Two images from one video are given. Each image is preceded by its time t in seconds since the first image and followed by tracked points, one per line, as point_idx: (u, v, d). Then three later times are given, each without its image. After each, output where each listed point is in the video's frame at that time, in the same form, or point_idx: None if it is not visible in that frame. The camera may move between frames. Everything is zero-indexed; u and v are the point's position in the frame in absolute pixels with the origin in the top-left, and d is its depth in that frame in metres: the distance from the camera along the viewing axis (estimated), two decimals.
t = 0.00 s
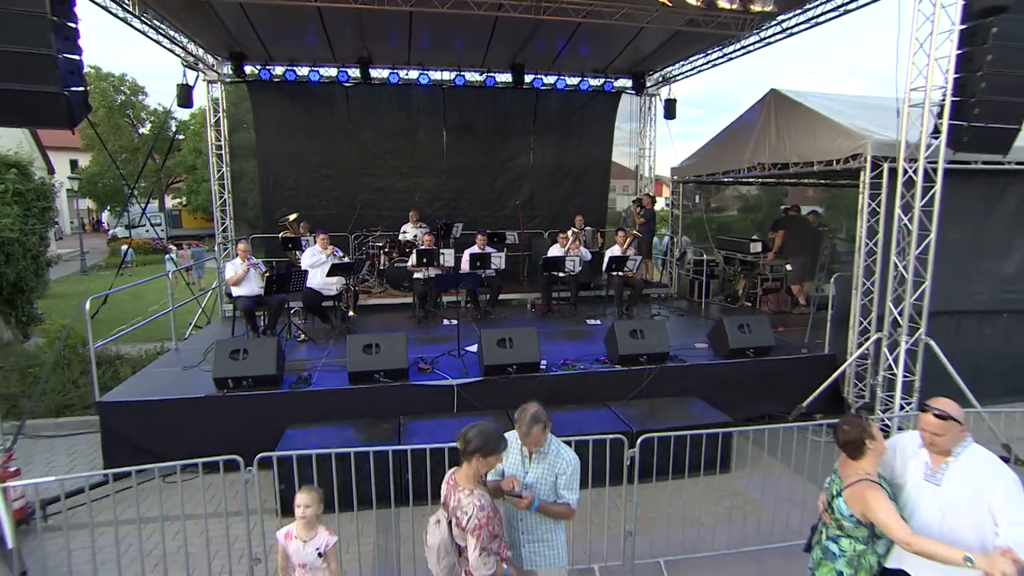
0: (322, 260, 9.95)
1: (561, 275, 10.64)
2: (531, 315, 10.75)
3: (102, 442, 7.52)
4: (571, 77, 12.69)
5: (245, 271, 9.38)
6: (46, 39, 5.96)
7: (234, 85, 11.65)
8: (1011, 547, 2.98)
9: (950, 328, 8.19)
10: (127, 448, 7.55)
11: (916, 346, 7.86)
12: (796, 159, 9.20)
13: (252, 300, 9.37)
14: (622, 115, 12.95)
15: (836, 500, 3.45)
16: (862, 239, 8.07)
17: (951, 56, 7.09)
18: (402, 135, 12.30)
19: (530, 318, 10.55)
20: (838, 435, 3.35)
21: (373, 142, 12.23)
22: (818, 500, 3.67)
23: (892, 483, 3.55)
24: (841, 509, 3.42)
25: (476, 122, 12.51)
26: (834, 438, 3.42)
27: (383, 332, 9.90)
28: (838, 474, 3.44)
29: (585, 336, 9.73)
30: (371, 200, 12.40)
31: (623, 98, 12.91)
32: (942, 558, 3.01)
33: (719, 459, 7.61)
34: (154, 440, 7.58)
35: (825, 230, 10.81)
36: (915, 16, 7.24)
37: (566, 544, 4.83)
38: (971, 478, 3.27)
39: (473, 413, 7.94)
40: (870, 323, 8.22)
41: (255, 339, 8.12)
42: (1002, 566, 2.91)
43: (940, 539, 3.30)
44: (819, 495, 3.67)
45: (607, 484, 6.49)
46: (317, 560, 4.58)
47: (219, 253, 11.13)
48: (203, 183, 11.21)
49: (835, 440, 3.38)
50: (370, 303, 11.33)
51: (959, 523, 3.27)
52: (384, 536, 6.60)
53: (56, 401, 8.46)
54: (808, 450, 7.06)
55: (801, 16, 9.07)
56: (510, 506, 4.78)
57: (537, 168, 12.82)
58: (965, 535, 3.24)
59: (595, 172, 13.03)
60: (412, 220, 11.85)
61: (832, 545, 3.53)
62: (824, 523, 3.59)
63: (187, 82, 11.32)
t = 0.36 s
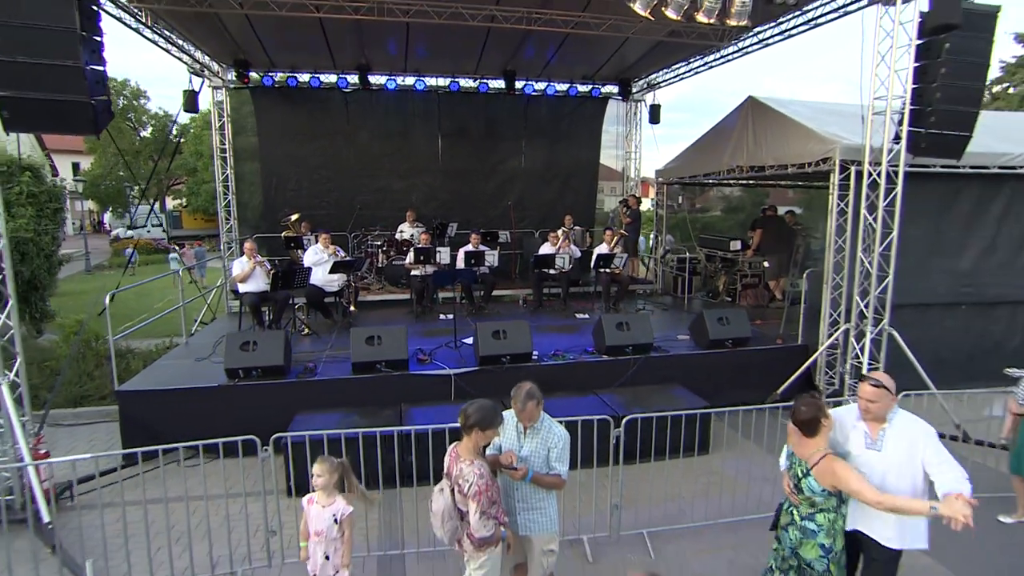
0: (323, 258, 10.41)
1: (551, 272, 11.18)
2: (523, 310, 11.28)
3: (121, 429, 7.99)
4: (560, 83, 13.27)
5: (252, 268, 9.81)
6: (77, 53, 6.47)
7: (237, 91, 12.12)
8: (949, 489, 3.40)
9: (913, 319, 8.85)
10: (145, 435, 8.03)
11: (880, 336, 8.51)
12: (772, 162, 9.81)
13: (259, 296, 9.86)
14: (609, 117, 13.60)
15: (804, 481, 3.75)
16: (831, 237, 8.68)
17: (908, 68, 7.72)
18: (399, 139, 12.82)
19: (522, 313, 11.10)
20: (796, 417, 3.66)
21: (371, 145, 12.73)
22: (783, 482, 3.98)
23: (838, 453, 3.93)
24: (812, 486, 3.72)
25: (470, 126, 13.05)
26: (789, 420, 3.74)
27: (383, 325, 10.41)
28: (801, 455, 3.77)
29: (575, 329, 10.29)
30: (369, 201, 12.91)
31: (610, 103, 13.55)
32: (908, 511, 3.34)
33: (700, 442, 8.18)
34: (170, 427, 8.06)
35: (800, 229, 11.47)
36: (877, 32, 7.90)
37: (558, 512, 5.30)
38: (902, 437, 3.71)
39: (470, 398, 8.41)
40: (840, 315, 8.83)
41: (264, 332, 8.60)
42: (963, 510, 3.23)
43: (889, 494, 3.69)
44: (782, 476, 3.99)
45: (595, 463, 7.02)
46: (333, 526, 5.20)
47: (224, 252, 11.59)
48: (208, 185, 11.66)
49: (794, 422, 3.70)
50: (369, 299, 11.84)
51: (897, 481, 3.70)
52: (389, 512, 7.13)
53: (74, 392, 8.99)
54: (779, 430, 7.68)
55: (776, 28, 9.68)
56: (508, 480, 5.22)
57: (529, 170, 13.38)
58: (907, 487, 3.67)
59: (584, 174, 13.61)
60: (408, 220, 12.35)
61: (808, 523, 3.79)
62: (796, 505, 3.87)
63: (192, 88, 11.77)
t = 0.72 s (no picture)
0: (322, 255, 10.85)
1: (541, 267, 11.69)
2: (515, 303, 11.79)
3: (134, 417, 8.39)
4: (549, 87, 13.79)
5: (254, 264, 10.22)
6: (96, 61, 6.90)
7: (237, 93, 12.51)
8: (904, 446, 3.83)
9: (878, 309, 9.48)
10: (157, 422, 8.44)
11: (848, 325, 9.12)
12: (749, 162, 10.40)
13: (262, 290, 10.28)
14: (595, 120, 14.14)
15: (787, 466, 3.79)
16: (804, 233, 9.25)
17: (873, 76, 8.31)
18: (394, 140, 13.29)
19: (514, 306, 11.61)
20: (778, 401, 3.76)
21: (366, 146, 13.18)
22: (750, 475, 3.97)
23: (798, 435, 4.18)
24: (795, 469, 3.77)
25: (463, 128, 13.54)
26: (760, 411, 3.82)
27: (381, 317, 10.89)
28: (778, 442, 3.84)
29: (564, 321, 10.82)
30: (364, 200, 13.35)
31: (596, 106, 14.10)
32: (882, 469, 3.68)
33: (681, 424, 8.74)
34: (181, 414, 8.48)
35: (776, 226, 12.17)
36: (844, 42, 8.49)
37: (549, 484, 5.72)
38: (852, 409, 4.12)
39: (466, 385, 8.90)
40: (812, 307, 9.42)
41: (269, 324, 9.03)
42: (927, 454, 3.60)
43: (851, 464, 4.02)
44: (749, 470, 3.97)
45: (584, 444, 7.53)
46: (343, 497, 5.66)
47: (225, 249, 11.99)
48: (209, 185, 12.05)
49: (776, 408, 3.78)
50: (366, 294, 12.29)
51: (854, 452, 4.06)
52: (391, 491, 7.61)
53: (85, 383, 9.37)
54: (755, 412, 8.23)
55: (751, 37, 10.26)
56: (505, 454, 5.63)
57: (519, 170, 13.90)
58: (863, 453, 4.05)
59: (572, 173, 14.16)
60: (403, 218, 12.81)
61: (792, 509, 3.81)
62: (774, 495, 3.84)
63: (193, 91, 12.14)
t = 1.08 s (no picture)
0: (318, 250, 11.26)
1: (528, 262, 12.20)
2: (503, 296, 12.33)
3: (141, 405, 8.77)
4: (535, 88, 14.30)
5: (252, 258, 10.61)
6: (107, 65, 7.28)
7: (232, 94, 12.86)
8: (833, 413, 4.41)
9: (844, 299, 10.13)
10: (163, 409, 8.83)
11: (816, 313, 9.75)
12: (725, 161, 11.00)
13: (260, 284, 10.69)
14: (579, 120, 14.68)
15: (743, 441, 4.03)
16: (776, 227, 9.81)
17: (838, 81, 8.92)
18: (385, 140, 13.73)
19: (502, 299, 12.13)
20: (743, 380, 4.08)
21: (358, 145, 13.60)
22: (707, 449, 4.15)
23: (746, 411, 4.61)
24: (751, 444, 4.04)
25: (451, 129, 14.02)
26: (729, 388, 4.11)
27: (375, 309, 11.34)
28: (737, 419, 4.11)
29: (550, 312, 11.36)
30: (356, 198, 13.77)
31: (580, 107, 14.65)
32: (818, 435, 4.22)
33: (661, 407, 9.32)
34: (187, 402, 8.88)
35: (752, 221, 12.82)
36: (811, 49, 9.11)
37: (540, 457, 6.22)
38: (791, 386, 4.64)
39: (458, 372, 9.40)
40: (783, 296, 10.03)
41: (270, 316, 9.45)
42: (855, 416, 4.19)
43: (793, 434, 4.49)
44: (706, 443, 4.15)
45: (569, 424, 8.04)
46: (349, 472, 6.11)
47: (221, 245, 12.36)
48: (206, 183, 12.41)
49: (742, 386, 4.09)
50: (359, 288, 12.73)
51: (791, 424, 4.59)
52: (389, 471, 8.09)
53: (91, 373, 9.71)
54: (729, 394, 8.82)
55: (726, 42, 10.85)
56: (498, 429, 6.10)
57: (506, 169, 14.41)
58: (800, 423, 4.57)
59: (557, 172, 14.70)
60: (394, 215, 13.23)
61: (742, 481, 4.05)
62: (729, 467, 4.06)
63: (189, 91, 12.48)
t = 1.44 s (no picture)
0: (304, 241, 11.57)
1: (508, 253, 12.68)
2: (485, 285, 12.88)
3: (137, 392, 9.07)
4: (513, 86, 14.79)
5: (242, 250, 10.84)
6: (105, 63, 7.57)
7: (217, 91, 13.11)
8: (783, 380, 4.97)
9: (805, 285, 10.81)
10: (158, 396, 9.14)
11: (779, 299, 10.39)
12: (695, 157, 11.61)
13: (250, 275, 11.00)
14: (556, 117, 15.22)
15: (703, 413, 4.46)
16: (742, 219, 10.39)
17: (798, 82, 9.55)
18: (368, 136, 14.10)
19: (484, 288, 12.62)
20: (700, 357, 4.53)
21: (342, 141, 13.95)
22: (671, 426, 4.55)
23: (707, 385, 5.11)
24: (710, 414, 4.48)
25: (433, 125, 14.44)
26: (690, 364, 4.55)
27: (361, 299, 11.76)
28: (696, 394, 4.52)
29: (530, 301, 11.88)
30: (340, 192, 14.12)
31: (557, 104, 15.18)
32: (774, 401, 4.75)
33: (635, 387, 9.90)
34: (181, 389, 9.20)
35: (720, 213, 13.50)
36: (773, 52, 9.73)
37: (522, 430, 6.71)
38: (743, 358, 5.20)
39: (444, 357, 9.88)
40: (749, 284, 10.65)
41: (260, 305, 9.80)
42: (802, 378, 4.75)
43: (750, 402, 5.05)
44: (671, 421, 4.55)
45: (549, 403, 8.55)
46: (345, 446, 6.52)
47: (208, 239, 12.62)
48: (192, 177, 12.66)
49: (699, 363, 4.53)
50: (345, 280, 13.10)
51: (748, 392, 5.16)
52: (379, 450, 8.53)
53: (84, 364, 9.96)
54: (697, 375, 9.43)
55: (695, 44, 11.45)
56: (485, 405, 6.56)
57: (486, 164, 14.88)
58: (755, 388, 5.15)
59: (535, 167, 15.22)
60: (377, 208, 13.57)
61: (706, 447, 4.51)
62: (694, 438, 4.49)
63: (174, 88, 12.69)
